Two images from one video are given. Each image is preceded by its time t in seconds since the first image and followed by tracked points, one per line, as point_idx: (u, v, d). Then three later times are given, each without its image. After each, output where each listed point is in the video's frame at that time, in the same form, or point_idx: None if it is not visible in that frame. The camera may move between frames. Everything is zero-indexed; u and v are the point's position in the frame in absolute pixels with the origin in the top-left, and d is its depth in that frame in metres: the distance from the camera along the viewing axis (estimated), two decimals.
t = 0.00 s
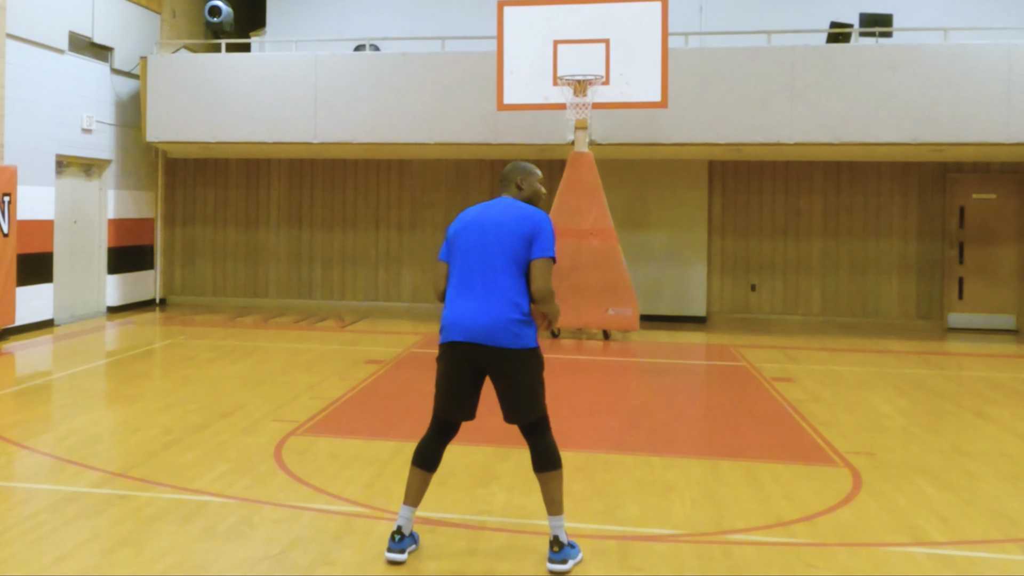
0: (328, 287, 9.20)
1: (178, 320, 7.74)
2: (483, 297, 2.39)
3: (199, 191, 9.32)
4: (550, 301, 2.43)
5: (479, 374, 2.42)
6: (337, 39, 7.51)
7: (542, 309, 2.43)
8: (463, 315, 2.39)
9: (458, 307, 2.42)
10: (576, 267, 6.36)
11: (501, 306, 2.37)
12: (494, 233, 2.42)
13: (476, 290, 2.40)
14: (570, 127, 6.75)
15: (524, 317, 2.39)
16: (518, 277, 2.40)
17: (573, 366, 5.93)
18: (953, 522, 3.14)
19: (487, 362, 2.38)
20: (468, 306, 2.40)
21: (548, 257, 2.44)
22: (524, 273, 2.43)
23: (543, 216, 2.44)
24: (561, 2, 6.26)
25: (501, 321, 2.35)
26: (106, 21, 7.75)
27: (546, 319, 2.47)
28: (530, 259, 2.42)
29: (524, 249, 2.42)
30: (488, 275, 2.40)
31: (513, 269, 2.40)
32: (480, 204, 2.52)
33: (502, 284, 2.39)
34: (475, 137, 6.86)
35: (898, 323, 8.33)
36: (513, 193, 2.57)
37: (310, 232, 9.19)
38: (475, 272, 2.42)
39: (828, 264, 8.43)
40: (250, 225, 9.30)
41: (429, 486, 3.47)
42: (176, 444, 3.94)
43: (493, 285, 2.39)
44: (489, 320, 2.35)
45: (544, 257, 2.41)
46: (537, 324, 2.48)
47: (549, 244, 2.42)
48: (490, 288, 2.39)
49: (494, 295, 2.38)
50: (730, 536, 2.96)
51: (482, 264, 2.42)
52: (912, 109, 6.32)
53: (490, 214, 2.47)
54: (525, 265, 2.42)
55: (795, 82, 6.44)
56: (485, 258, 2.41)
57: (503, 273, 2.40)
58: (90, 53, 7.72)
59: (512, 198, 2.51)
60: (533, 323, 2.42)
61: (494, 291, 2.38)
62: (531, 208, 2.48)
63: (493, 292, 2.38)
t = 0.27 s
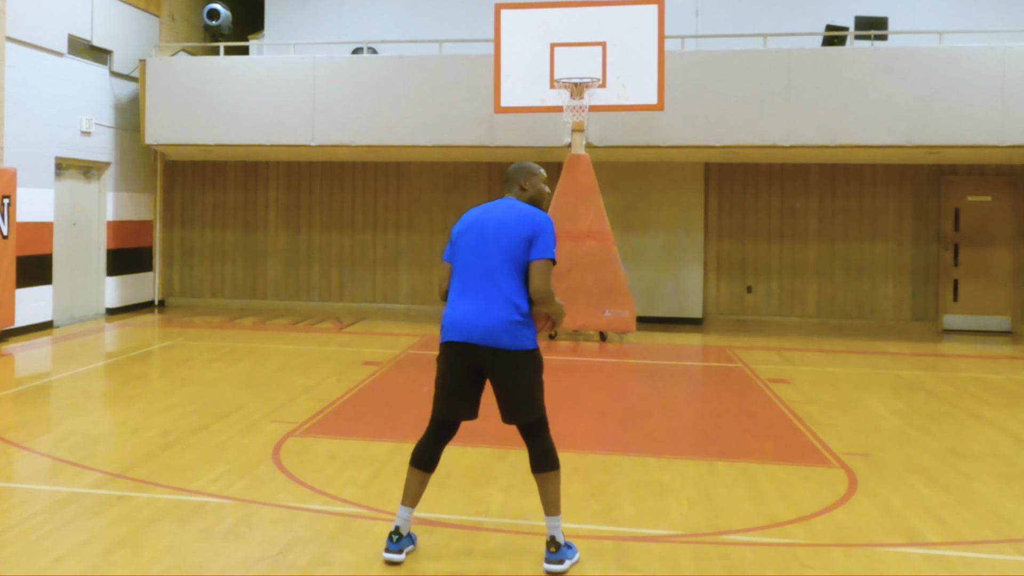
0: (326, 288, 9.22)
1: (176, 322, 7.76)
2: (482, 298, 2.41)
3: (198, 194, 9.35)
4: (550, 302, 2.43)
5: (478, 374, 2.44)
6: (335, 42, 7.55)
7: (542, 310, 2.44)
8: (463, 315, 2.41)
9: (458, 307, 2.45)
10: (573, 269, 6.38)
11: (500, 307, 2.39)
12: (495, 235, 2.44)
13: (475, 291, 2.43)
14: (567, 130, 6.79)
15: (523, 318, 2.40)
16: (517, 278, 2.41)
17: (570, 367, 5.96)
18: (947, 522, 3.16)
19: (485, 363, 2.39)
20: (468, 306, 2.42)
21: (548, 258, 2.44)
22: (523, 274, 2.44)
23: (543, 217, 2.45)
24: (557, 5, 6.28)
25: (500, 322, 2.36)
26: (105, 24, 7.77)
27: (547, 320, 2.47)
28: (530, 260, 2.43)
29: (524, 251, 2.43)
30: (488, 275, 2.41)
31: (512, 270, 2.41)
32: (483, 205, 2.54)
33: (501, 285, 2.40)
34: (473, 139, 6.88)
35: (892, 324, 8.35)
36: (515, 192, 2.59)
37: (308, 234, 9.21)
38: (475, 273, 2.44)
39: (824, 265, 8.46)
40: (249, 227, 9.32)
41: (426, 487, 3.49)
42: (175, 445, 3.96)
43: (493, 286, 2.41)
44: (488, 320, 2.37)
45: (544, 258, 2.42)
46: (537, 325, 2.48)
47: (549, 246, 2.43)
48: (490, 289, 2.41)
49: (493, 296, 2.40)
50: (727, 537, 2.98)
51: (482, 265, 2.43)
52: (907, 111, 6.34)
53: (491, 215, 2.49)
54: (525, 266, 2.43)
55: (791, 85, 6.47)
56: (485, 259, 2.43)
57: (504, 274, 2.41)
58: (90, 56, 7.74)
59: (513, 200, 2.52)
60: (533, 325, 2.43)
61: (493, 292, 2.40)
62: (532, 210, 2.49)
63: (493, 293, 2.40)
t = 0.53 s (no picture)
0: (324, 290, 9.24)
1: (175, 324, 7.79)
2: (482, 300, 2.42)
3: (196, 196, 9.37)
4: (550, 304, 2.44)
5: (478, 375, 2.46)
6: (332, 45, 7.57)
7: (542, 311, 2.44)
8: (463, 317, 2.43)
9: (459, 308, 2.47)
10: (570, 271, 6.40)
11: (500, 309, 2.40)
12: (496, 236, 2.45)
13: (475, 293, 2.44)
14: (564, 132, 6.80)
15: (523, 320, 2.41)
16: (517, 281, 2.43)
17: (567, 369, 5.98)
18: (943, 523, 3.18)
19: (485, 365, 2.42)
20: (468, 308, 2.44)
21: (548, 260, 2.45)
22: (524, 277, 2.45)
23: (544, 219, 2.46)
24: (554, 8, 6.29)
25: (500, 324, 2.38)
26: (105, 27, 7.80)
27: (548, 321, 2.49)
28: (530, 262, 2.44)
29: (524, 253, 2.44)
30: (489, 277, 2.43)
31: (513, 272, 2.43)
32: (484, 207, 2.55)
33: (501, 288, 2.42)
34: (470, 141, 6.90)
35: (887, 326, 8.37)
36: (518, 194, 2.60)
37: (306, 236, 9.23)
38: (476, 274, 2.46)
39: (819, 267, 8.48)
40: (247, 229, 9.34)
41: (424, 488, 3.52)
42: (174, 446, 3.98)
43: (493, 288, 2.42)
44: (488, 322, 2.39)
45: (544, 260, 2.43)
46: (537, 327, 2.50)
47: (549, 248, 2.44)
48: (490, 291, 2.42)
49: (493, 298, 2.42)
50: (724, 537, 3.00)
51: (482, 267, 2.45)
52: (902, 115, 6.37)
53: (492, 217, 2.50)
54: (525, 268, 2.44)
55: (786, 88, 6.49)
56: (485, 262, 2.44)
57: (504, 276, 2.42)
58: (89, 59, 7.76)
59: (515, 202, 2.54)
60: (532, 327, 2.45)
61: (493, 294, 2.41)
62: (533, 211, 2.49)
63: (493, 295, 2.42)
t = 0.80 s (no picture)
0: (318, 295, 9.32)
1: (172, 329, 7.87)
2: (479, 306, 2.46)
3: (192, 203, 9.46)
4: (544, 309, 2.50)
5: (473, 380, 2.51)
6: (325, 56, 7.67)
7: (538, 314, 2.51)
8: (459, 321, 2.47)
9: (454, 312, 2.50)
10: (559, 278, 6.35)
11: (495, 315, 2.45)
12: (491, 243, 2.49)
13: (472, 299, 2.48)
14: (554, 141, 6.86)
15: (518, 325, 2.47)
16: (513, 287, 2.48)
17: (558, 374, 6.06)
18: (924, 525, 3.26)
19: (480, 370, 2.46)
20: (464, 313, 2.48)
21: (542, 267, 2.50)
22: (519, 283, 2.50)
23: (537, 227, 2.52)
24: (544, 19, 6.38)
25: (495, 329, 2.43)
26: (102, 38, 7.89)
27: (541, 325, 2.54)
28: (525, 269, 2.49)
29: (520, 260, 2.49)
30: (485, 283, 2.47)
31: (508, 279, 2.48)
32: (478, 213, 2.60)
33: (497, 294, 2.46)
34: (462, 150, 6.98)
35: (872, 332, 8.45)
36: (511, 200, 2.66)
37: (301, 243, 9.31)
38: (471, 280, 2.49)
39: (805, 275, 8.56)
40: (242, 235, 9.43)
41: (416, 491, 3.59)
42: (170, 451, 4.05)
43: (490, 293, 2.46)
44: (484, 328, 2.43)
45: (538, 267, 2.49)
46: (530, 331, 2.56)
47: (543, 255, 2.49)
48: (486, 297, 2.46)
49: (490, 303, 2.46)
50: (710, 539, 3.08)
51: (479, 273, 2.48)
52: (887, 125, 6.46)
53: (488, 224, 2.55)
54: (520, 275, 2.49)
55: (772, 98, 6.57)
56: (482, 268, 2.49)
57: (499, 282, 2.47)
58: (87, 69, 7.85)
59: (508, 208, 2.60)
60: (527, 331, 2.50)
61: (489, 300, 2.46)
62: (527, 218, 2.55)
63: (488, 301, 2.46)
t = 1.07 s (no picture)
0: (316, 298, 9.35)
1: (172, 331, 7.90)
2: (477, 308, 2.48)
3: (191, 206, 9.49)
4: (543, 312, 2.50)
5: (472, 382, 2.52)
6: (323, 60, 7.70)
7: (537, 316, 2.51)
8: (458, 324, 2.49)
9: (454, 315, 2.52)
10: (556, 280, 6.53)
11: (494, 317, 2.46)
12: (490, 247, 2.51)
13: (471, 301, 2.50)
14: (551, 145, 6.92)
15: (517, 328, 2.47)
16: (512, 289, 2.49)
17: (554, 376, 6.09)
18: (919, 526, 3.28)
19: (479, 372, 2.47)
20: (464, 315, 2.50)
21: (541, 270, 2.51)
22: (518, 285, 2.51)
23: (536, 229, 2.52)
24: (541, 23, 6.42)
25: (494, 332, 2.44)
26: (102, 41, 7.92)
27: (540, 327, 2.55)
28: (524, 271, 2.49)
29: (518, 262, 2.50)
30: (484, 286, 2.48)
31: (507, 281, 2.49)
32: (478, 217, 2.62)
33: (496, 296, 2.47)
34: (459, 153, 7.01)
35: (867, 334, 8.48)
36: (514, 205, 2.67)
37: (299, 245, 9.34)
38: (470, 283, 2.51)
39: (800, 277, 8.58)
40: (241, 238, 9.46)
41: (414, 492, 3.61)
42: (169, 452, 4.08)
43: (489, 296, 2.48)
44: (483, 330, 2.44)
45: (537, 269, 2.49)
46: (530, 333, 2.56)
47: (542, 257, 2.50)
48: (485, 299, 2.48)
49: (489, 306, 2.47)
50: (705, 540, 3.11)
51: (478, 276, 2.50)
52: (883, 127, 6.48)
53: (486, 226, 2.56)
54: (519, 277, 2.50)
55: (768, 101, 6.60)
56: (480, 270, 2.50)
57: (498, 285, 2.48)
58: (87, 73, 7.87)
59: (508, 212, 2.61)
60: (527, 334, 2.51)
61: (488, 302, 2.47)
62: (526, 221, 2.56)
63: (487, 304, 2.47)
